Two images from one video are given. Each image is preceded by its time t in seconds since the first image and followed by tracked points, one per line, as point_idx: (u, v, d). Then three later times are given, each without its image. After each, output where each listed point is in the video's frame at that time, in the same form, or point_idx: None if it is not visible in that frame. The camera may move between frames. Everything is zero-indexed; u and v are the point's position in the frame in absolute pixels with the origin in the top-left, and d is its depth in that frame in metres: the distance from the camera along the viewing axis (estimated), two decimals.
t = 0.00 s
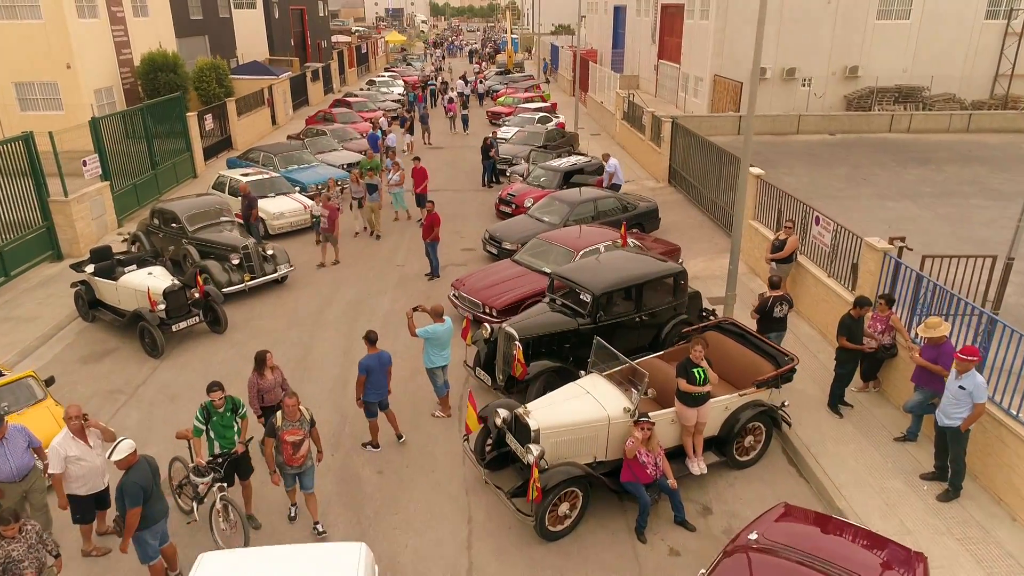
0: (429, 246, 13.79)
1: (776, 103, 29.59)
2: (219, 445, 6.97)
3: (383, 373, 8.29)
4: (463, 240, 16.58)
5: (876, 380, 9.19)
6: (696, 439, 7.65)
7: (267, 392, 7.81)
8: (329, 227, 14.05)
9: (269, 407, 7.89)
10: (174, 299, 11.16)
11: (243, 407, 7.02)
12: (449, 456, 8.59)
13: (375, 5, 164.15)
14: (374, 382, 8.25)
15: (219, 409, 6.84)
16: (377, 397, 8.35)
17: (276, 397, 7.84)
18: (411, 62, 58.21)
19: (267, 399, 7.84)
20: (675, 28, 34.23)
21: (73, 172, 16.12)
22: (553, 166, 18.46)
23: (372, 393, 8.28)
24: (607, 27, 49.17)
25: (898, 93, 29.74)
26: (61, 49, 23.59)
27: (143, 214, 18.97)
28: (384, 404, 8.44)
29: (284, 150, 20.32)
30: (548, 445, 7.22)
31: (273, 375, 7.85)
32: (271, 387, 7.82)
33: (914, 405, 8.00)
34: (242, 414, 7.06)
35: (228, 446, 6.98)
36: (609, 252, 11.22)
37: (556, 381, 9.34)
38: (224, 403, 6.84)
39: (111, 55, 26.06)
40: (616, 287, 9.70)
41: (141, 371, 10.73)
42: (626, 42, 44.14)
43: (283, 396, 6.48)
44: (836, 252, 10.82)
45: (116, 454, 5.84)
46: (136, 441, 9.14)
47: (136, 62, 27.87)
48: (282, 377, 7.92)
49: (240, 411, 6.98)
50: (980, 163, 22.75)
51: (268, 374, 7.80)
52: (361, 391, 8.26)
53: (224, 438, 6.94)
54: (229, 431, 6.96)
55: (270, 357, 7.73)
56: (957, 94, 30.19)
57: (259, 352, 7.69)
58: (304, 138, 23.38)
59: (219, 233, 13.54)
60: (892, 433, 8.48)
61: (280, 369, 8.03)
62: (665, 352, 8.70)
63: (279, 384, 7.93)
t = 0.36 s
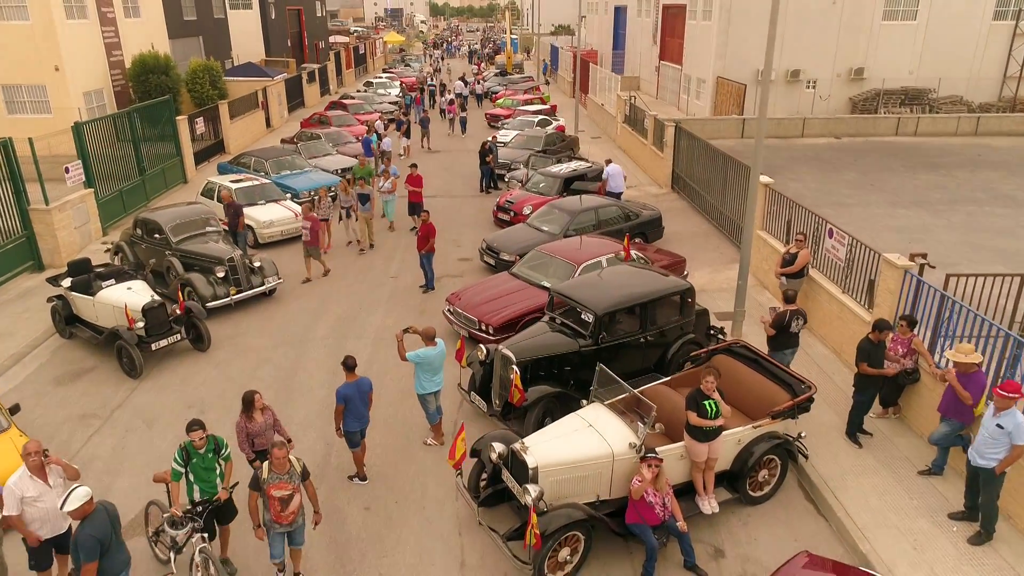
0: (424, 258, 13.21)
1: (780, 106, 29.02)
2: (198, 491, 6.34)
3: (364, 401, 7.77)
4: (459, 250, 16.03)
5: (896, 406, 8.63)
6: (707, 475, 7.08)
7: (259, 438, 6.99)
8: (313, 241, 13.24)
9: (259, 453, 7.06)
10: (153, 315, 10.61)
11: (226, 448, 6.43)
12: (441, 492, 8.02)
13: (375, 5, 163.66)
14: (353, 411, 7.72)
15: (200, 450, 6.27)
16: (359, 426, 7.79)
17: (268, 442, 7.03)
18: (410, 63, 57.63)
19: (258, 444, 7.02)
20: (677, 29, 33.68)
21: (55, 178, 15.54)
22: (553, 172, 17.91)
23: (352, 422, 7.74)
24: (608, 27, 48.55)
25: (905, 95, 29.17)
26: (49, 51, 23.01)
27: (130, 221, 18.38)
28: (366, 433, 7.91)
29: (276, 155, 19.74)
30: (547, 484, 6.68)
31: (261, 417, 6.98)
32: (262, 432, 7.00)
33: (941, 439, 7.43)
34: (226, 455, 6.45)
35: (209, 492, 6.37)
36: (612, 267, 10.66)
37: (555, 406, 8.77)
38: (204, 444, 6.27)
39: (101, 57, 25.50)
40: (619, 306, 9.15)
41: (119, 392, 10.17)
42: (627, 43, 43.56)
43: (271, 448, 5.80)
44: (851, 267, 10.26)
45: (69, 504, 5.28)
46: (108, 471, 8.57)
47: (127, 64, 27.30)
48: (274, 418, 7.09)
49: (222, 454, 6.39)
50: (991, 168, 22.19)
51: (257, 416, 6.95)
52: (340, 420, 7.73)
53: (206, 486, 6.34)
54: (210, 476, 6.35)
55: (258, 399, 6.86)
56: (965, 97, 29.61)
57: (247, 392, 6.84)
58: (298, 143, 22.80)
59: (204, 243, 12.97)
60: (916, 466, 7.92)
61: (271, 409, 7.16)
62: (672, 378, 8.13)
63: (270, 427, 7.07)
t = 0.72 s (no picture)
0: (418, 270, 12.62)
1: (784, 108, 28.42)
2: (169, 552, 5.76)
3: (344, 432, 7.20)
4: (455, 260, 15.45)
5: (919, 437, 8.05)
6: (719, 518, 6.51)
7: (242, 486, 6.36)
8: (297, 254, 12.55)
9: (240, 504, 6.45)
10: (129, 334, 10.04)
11: (200, 503, 5.85)
12: (430, 532, 7.43)
13: (374, 5, 163.10)
14: (333, 442, 7.15)
15: (169, 508, 5.68)
16: (338, 458, 7.22)
17: (250, 492, 6.42)
18: (408, 63, 57.09)
19: (240, 495, 6.39)
20: (678, 30, 33.09)
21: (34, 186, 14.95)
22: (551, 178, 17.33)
23: (331, 453, 7.17)
24: (608, 28, 47.92)
25: (911, 97, 28.57)
26: (35, 53, 22.42)
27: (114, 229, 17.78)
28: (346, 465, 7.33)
29: (268, 160, 19.14)
30: (545, 531, 6.10)
31: (247, 465, 6.35)
32: (246, 481, 6.36)
33: (974, 479, 6.85)
34: (201, 511, 5.87)
35: (181, 553, 5.81)
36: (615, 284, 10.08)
37: (554, 436, 8.18)
38: (175, 501, 5.67)
39: (90, 59, 24.92)
40: (622, 328, 8.57)
41: (92, 417, 9.59)
42: (628, 43, 42.93)
43: (240, 526, 5.23)
44: (868, 284, 9.69)
45: (13, 563, 4.78)
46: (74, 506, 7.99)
47: (118, 65, 26.71)
48: (260, 466, 6.46)
49: (195, 511, 5.80)
50: (1003, 173, 21.57)
51: (241, 464, 6.31)
52: (318, 451, 7.15)
53: (177, 547, 5.76)
54: (181, 535, 5.77)
55: (244, 446, 6.23)
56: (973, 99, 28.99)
57: (231, 439, 6.20)
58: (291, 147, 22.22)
59: (187, 256, 12.39)
60: (943, 504, 7.33)
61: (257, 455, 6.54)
62: (680, 409, 7.55)
63: (255, 475, 6.45)
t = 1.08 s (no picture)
0: (411, 283, 12.02)
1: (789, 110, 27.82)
2: None
3: (320, 470, 6.59)
4: (450, 271, 14.84)
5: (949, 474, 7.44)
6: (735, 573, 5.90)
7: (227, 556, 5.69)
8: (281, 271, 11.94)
9: (223, 573, 5.78)
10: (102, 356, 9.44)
11: None
12: None
13: (373, 5, 162.59)
14: (308, 480, 6.54)
15: None
16: (313, 498, 6.62)
17: (235, 561, 5.75)
18: (407, 64, 56.56)
19: (223, 564, 5.71)
20: (680, 30, 32.48)
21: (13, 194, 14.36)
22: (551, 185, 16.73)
23: (306, 493, 6.58)
24: (609, 29, 47.30)
25: (919, 99, 27.95)
26: (21, 54, 21.82)
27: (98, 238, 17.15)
28: (321, 506, 6.71)
29: (258, 166, 18.53)
30: None
31: (233, 531, 5.70)
32: (230, 549, 5.70)
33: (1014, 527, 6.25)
34: None
35: None
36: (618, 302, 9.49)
37: (554, 472, 7.56)
38: None
39: (78, 60, 24.30)
40: (627, 354, 7.97)
41: (62, 445, 9.00)
42: (629, 44, 42.31)
43: None
44: (888, 304, 9.09)
45: None
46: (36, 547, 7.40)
47: (108, 67, 26.12)
48: (247, 532, 5.81)
49: None
50: (1016, 178, 20.94)
51: (227, 531, 5.66)
52: (292, 489, 6.56)
53: None
54: None
55: (231, 510, 5.58)
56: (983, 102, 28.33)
57: (217, 501, 5.55)
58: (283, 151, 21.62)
59: (169, 269, 11.78)
60: (978, 551, 6.73)
61: (246, 518, 5.89)
62: (691, 445, 6.95)
63: (242, 542, 5.79)
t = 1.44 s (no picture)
0: (404, 299, 11.40)
1: (794, 113, 27.20)
2: None
3: (281, 521, 5.97)
4: (446, 283, 14.23)
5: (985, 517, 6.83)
6: None
7: None
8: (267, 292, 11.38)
9: None
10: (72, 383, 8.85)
11: None
12: None
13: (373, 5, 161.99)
14: (268, 529, 5.95)
15: None
16: (273, 549, 6.04)
17: None
18: (405, 65, 55.95)
19: None
20: (683, 31, 31.85)
21: None
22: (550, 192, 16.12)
23: (266, 542, 6.00)
24: (610, 30, 46.71)
25: (927, 102, 27.31)
26: (7, 56, 21.21)
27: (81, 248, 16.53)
28: (287, 556, 6.12)
29: (248, 172, 17.92)
30: None
31: None
32: None
33: None
34: None
35: None
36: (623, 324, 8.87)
37: (555, 514, 6.97)
38: None
39: (66, 62, 23.68)
40: (633, 386, 7.37)
41: (27, 478, 8.40)
42: (630, 45, 41.69)
43: None
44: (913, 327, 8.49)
45: None
46: None
47: (97, 69, 25.51)
48: None
49: None
50: None
51: None
52: (251, 536, 6.00)
53: None
54: None
55: None
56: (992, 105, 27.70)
57: None
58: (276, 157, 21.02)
59: (148, 285, 11.17)
60: None
61: None
62: (705, 489, 6.36)
63: None
